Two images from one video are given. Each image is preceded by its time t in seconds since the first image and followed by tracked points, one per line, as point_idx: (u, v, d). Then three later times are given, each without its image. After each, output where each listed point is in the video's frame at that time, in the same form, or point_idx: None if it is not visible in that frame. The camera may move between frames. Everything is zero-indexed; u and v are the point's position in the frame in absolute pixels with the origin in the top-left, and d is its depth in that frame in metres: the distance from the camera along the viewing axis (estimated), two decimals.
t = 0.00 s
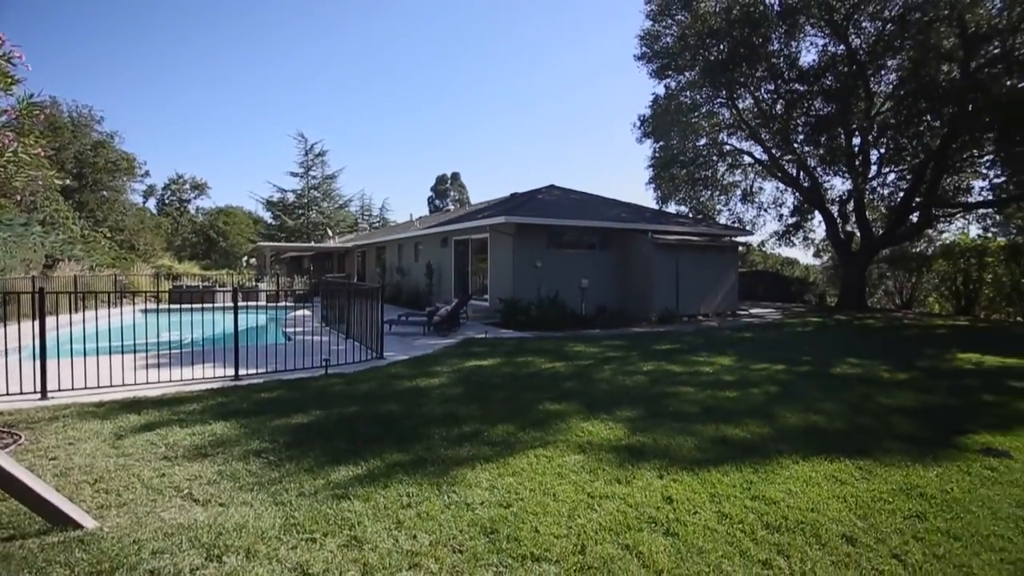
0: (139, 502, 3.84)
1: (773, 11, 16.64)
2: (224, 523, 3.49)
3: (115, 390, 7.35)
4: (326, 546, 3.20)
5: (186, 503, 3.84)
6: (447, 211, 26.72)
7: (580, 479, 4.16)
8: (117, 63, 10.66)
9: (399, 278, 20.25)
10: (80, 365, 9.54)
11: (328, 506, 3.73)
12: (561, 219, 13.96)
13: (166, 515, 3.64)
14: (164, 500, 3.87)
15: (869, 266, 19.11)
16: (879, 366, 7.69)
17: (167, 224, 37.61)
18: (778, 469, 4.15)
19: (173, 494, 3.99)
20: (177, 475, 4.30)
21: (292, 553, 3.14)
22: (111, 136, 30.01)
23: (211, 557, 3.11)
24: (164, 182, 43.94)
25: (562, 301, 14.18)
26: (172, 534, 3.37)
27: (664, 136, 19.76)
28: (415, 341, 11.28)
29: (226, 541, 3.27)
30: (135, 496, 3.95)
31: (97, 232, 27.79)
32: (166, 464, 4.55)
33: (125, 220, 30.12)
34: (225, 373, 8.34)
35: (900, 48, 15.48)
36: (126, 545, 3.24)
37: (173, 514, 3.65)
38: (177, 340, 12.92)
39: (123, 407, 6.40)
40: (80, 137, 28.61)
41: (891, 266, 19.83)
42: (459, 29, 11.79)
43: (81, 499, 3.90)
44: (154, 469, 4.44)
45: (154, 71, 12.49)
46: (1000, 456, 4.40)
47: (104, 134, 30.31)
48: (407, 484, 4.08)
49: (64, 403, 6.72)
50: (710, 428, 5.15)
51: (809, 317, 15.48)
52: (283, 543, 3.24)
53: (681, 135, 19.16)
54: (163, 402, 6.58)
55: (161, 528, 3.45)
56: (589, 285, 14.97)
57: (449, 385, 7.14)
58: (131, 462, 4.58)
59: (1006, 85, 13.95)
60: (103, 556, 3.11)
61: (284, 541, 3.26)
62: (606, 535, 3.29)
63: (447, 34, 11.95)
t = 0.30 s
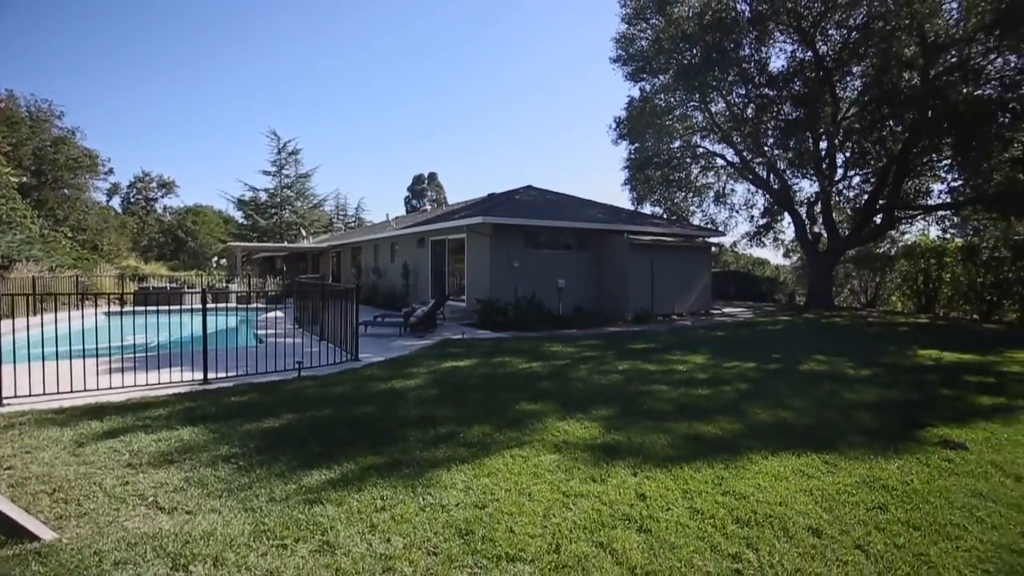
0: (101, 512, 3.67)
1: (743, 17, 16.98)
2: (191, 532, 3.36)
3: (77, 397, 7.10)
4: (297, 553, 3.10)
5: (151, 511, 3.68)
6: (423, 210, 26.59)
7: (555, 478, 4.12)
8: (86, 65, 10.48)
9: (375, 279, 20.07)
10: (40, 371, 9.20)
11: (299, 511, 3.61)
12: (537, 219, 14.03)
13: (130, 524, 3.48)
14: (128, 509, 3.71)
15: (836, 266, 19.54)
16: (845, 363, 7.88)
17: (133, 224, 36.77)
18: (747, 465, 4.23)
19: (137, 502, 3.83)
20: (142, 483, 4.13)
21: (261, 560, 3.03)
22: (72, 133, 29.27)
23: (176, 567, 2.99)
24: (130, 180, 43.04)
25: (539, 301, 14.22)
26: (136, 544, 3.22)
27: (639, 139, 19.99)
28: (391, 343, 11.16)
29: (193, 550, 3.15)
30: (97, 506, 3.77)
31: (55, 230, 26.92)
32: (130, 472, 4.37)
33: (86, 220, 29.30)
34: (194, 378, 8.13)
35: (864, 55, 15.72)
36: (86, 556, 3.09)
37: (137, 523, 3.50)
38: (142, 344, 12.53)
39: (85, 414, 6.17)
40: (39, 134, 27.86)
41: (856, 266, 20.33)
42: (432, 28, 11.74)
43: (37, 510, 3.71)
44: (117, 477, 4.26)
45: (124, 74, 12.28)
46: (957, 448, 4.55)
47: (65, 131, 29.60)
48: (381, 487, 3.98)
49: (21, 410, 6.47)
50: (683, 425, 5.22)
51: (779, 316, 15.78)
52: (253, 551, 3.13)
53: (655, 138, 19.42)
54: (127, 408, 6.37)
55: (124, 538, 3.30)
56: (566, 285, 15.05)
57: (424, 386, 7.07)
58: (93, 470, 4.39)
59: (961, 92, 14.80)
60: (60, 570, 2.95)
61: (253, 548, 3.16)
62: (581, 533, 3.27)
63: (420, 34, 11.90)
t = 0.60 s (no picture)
0: (60, 523, 3.49)
1: (715, 23, 17.30)
2: (155, 541, 3.23)
3: (36, 403, 6.79)
4: (267, 560, 3.01)
5: (113, 520, 3.52)
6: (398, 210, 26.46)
7: (530, 477, 4.09)
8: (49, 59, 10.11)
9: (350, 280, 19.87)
10: None
11: (270, 517, 3.50)
12: (514, 219, 14.06)
13: (91, 535, 3.33)
14: (89, 519, 3.54)
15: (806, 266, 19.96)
16: (813, 360, 8.06)
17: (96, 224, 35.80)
18: (719, 461, 4.30)
19: (98, 512, 3.65)
20: (104, 492, 3.95)
21: (230, 569, 2.94)
22: (32, 129, 28.35)
23: None
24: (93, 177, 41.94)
25: (517, 301, 14.24)
26: (96, 555, 3.09)
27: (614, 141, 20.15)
28: (366, 345, 11.02)
29: (158, 560, 3.03)
30: (55, 517, 3.59)
31: (11, 230, 26.18)
32: (92, 480, 4.17)
33: (47, 219, 28.48)
34: (161, 382, 7.85)
35: (831, 62, 16.22)
36: (42, 570, 2.94)
37: (98, 533, 3.35)
38: (106, 348, 12.12)
39: (43, 420, 5.87)
40: None
41: (824, 266, 20.79)
42: (407, 31, 11.69)
43: None
44: (78, 486, 4.06)
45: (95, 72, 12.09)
46: (917, 441, 4.69)
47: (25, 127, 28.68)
48: (355, 490, 3.88)
49: None
50: (657, 423, 5.28)
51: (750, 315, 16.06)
52: (220, 559, 3.03)
53: (631, 139, 19.59)
54: (90, 413, 6.12)
55: (84, 549, 3.15)
56: (543, 285, 15.11)
57: (400, 388, 6.99)
58: (52, 480, 4.18)
59: (921, 98, 15.50)
60: None
61: (221, 557, 3.05)
62: (557, 532, 3.26)
63: (394, 37, 11.85)
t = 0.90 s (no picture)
0: (15, 535, 3.27)
1: (689, 28, 17.62)
2: (119, 551, 3.07)
3: None
4: (236, 568, 2.90)
5: (73, 532, 3.32)
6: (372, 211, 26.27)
7: (506, 478, 4.07)
8: (47, 63, 9.70)
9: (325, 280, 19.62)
10: None
11: (239, 523, 3.36)
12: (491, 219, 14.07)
13: (49, 547, 3.13)
14: (46, 530, 3.34)
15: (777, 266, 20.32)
16: (783, 358, 8.21)
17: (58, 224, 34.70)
18: (692, 457, 4.37)
19: (57, 523, 3.44)
20: (64, 502, 3.73)
21: None
22: None
23: None
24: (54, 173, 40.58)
25: (494, 301, 14.25)
26: (55, 568, 2.91)
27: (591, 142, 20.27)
28: (342, 347, 10.82)
29: (121, 571, 2.88)
30: (10, 529, 3.36)
31: None
32: (51, 489, 3.93)
33: (5, 218, 27.39)
34: (126, 387, 7.45)
35: (799, 67, 16.57)
36: None
37: (57, 545, 3.15)
38: (68, 353, 11.64)
39: None
40: None
41: (794, 266, 21.19)
42: (382, 32, 11.63)
43: None
44: (35, 496, 3.83)
45: (78, 78, 11.88)
46: (881, 435, 4.82)
47: None
48: (328, 494, 3.77)
49: None
50: (632, 422, 5.33)
51: (723, 314, 16.29)
52: (186, 568, 2.90)
53: (607, 141, 19.72)
54: (51, 418, 5.80)
55: (42, 562, 2.97)
56: (521, 286, 15.14)
57: (376, 390, 6.89)
58: (8, 489, 3.93)
59: (884, 105, 15.84)
60: None
61: (187, 566, 2.92)
62: (532, 532, 3.27)
63: (378, 39, 11.85)
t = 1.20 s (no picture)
0: None
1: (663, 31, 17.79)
2: (80, 563, 2.95)
3: None
4: None
5: (29, 544, 3.17)
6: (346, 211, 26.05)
7: (482, 479, 4.07)
8: (37, 64, 10.58)
9: (300, 281, 19.35)
10: None
11: (208, 530, 3.27)
12: (468, 219, 14.06)
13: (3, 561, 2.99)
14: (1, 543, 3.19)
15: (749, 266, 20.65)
16: (755, 356, 8.36)
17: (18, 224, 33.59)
18: (667, 455, 4.44)
19: (12, 535, 3.28)
20: (20, 513, 3.56)
21: None
22: None
23: None
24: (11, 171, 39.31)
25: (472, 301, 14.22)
26: None
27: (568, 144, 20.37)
28: (316, 349, 10.64)
29: None
30: None
31: None
32: (7, 500, 3.76)
33: None
34: (89, 391, 7.15)
35: (770, 72, 16.71)
36: None
37: (13, 559, 3.02)
38: (28, 357, 11.20)
39: None
40: None
41: (765, 266, 21.58)
42: (357, 31, 11.56)
43: None
44: None
45: (52, 71, 11.69)
46: (847, 430, 4.95)
47: None
48: (301, 498, 3.70)
49: None
50: (608, 420, 5.37)
51: (698, 313, 16.51)
52: None
53: (585, 142, 19.82)
54: (8, 425, 5.56)
55: None
56: (499, 286, 15.15)
57: (352, 392, 6.81)
58: None
59: (852, 109, 16.39)
60: None
61: None
62: (508, 532, 3.28)
63: (362, 40, 11.87)
